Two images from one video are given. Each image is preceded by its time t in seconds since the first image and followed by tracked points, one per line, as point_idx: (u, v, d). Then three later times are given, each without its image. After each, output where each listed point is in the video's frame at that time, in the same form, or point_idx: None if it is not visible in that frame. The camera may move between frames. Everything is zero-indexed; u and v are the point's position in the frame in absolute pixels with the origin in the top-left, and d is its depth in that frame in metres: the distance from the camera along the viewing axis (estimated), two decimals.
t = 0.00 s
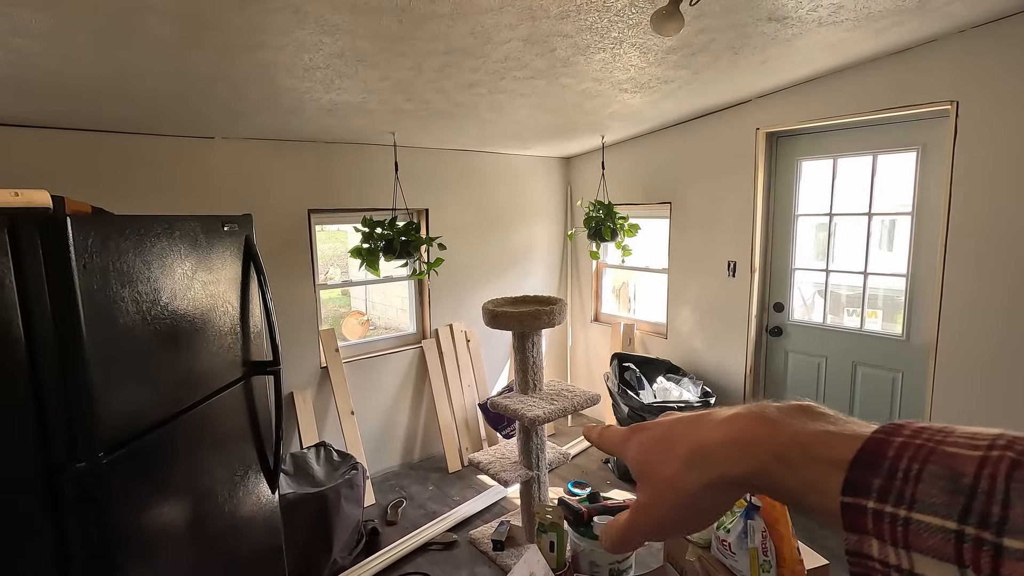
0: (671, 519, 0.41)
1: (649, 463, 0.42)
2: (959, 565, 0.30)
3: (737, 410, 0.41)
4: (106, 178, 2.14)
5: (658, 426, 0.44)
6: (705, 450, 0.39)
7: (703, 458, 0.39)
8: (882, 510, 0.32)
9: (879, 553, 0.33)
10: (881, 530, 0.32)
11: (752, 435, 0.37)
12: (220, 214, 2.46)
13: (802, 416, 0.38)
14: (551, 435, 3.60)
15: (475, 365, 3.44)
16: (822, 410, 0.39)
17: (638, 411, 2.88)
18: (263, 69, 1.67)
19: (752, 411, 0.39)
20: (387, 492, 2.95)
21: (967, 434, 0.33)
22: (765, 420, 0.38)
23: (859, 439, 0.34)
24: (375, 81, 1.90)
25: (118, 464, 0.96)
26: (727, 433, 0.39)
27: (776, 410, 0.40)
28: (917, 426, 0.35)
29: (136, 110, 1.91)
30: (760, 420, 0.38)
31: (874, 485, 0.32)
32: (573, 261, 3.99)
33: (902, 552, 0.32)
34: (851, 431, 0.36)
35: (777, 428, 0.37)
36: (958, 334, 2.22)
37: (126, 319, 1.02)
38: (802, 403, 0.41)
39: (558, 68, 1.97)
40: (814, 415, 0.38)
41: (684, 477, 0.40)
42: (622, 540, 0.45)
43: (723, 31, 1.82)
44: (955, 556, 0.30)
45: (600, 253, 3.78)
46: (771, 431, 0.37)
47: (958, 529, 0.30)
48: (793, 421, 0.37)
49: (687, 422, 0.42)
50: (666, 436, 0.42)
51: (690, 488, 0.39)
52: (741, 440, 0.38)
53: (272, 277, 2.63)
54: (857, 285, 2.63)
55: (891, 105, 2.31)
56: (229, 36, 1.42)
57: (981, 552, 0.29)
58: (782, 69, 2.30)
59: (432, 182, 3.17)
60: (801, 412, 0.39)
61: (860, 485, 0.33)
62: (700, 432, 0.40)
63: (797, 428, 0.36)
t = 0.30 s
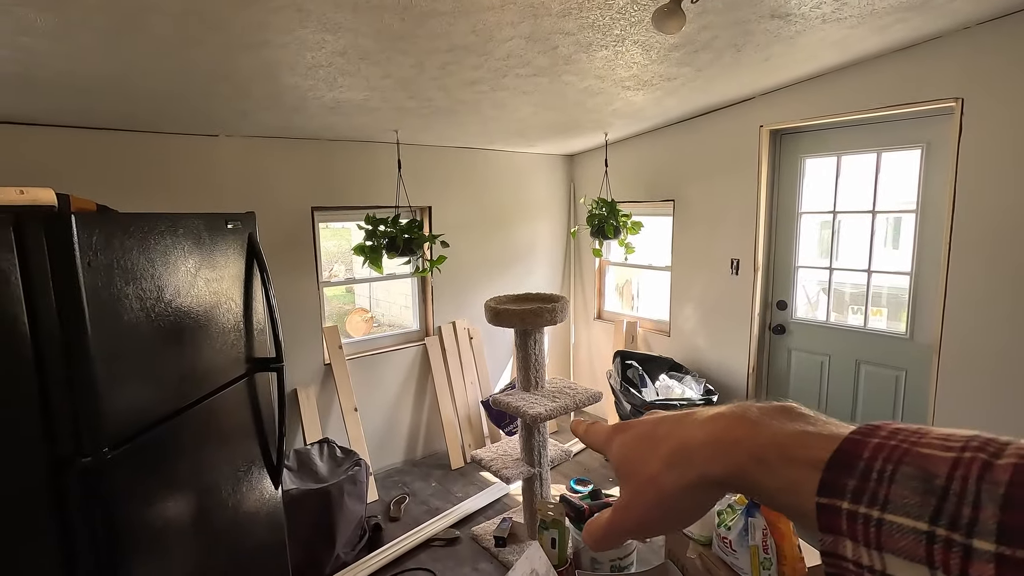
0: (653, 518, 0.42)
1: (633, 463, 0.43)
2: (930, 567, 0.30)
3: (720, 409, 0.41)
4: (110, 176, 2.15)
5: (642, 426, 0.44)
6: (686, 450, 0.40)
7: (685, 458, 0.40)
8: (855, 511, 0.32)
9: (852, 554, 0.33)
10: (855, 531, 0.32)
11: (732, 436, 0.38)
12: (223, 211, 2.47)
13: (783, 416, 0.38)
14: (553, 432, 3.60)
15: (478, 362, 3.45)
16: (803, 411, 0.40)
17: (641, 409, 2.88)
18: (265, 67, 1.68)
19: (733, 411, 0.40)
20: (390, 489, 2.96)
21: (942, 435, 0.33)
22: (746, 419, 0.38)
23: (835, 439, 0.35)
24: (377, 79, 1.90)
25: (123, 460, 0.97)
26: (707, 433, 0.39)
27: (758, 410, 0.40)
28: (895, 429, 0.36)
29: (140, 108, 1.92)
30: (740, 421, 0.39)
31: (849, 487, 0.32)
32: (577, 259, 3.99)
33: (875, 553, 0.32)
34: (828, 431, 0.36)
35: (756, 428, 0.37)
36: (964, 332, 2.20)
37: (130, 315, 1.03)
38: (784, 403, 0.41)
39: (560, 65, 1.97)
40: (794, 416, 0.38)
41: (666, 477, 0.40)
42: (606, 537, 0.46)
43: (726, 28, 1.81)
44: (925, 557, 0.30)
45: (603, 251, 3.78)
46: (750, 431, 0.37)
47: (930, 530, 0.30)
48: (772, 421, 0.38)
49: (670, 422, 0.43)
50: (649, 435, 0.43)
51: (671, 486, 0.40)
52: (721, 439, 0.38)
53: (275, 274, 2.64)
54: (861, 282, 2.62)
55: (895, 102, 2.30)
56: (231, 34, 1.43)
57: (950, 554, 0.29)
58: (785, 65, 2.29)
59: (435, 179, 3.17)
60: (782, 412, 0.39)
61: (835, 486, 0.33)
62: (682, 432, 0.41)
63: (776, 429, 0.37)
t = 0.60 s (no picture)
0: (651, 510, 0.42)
1: (633, 453, 0.42)
2: (936, 564, 0.30)
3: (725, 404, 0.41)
4: (116, 174, 2.16)
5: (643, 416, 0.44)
6: (691, 442, 0.39)
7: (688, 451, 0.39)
8: (863, 508, 0.32)
9: (859, 552, 0.33)
10: (863, 529, 0.32)
11: (739, 432, 0.38)
12: (227, 209, 2.48)
13: (789, 413, 0.38)
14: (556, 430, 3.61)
15: (481, 360, 3.46)
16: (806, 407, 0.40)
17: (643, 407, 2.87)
18: (268, 65, 1.68)
19: (740, 407, 0.40)
20: (393, 485, 2.97)
21: (950, 433, 0.34)
22: (753, 416, 0.38)
23: (842, 436, 0.35)
24: (380, 76, 1.90)
25: (126, 455, 0.98)
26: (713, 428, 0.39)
27: (764, 405, 0.40)
28: (900, 425, 0.36)
29: (144, 106, 1.93)
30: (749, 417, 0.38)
31: (857, 484, 0.32)
32: (580, 257, 3.99)
33: (882, 550, 0.32)
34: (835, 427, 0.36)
35: (763, 424, 0.37)
36: (968, 331, 2.19)
37: (134, 312, 1.03)
38: (787, 399, 0.42)
39: (563, 62, 1.96)
40: (799, 413, 0.38)
41: (667, 470, 0.40)
42: (603, 524, 0.45)
43: (730, 25, 1.80)
44: (932, 553, 0.30)
45: (606, 249, 3.77)
46: (756, 427, 0.37)
47: (938, 527, 0.30)
48: (778, 417, 0.38)
49: (673, 412, 0.42)
50: (652, 427, 0.42)
51: (670, 480, 0.40)
52: (725, 433, 0.38)
53: (279, 272, 2.65)
54: (866, 280, 2.61)
55: (900, 100, 2.29)
56: (234, 32, 1.43)
57: (959, 551, 0.29)
58: (789, 62, 2.28)
59: (438, 177, 3.17)
60: (787, 408, 0.39)
61: (842, 482, 0.33)
62: (685, 425, 0.40)
63: (784, 426, 0.37)
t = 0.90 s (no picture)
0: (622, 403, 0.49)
1: (628, 355, 0.48)
2: (955, 508, 0.35)
3: (737, 342, 0.45)
4: (120, 172, 2.17)
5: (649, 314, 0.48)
6: (694, 367, 0.44)
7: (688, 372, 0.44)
8: (881, 456, 0.37)
9: (873, 498, 0.38)
10: (884, 477, 0.37)
11: (748, 375, 0.42)
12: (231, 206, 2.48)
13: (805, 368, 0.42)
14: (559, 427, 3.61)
15: (484, 357, 3.46)
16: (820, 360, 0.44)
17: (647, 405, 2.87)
18: (271, 61, 1.68)
19: (756, 355, 0.43)
20: (396, 482, 2.98)
21: (972, 380, 0.38)
22: (771, 367, 0.42)
23: (862, 385, 0.39)
24: (384, 73, 1.90)
25: (129, 453, 0.97)
26: (724, 365, 0.43)
27: (778, 353, 0.43)
28: (916, 370, 0.40)
29: (148, 103, 1.93)
30: (771, 365, 0.42)
31: (875, 431, 0.37)
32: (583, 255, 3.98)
33: (901, 497, 0.37)
34: (851, 375, 0.41)
35: (777, 372, 0.41)
36: (975, 332, 2.18)
37: (137, 309, 1.03)
38: (790, 347, 0.46)
39: (566, 59, 1.95)
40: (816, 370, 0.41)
41: (662, 382, 0.45)
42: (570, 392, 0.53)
43: (735, 21, 1.79)
44: (952, 499, 0.35)
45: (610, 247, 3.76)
46: (770, 375, 0.41)
47: (957, 474, 0.35)
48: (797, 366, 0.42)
49: (678, 329, 0.46)
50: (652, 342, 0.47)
51: (663, 395, 0.46)
52: (735, 372, 0.42)
53: (282, 269, 2.65)
54: (871, 279, 2.59)
55: (907, 97, 2.27)
56: (237, 29, 1.43)
57: (982, 500, 0.34)
58: (795, 59, 2.27)
59: (442, 174, 3.17)
60: (800, 356, 0.44)
61: (860, 431, 0.37)
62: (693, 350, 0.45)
63: (797, 377, 0.40)
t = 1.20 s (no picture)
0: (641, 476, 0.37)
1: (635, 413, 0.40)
2: (977, 542, 0.31)
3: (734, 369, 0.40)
4: (125, 170, 2.17)
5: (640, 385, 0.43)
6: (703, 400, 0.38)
7: (691, 409, 0.37)
8: (898, 482, 0.33)
9: (890, 524, 0.34)
10: (901, 504, 0.33)
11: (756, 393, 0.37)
12: (235, 204, 2.49)
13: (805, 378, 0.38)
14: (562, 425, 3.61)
15: (486, 355, 3.46)
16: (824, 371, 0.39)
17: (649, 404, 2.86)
18: (273, 59, 1.68)
19: (757, 371, 0.39)
20: (399, 480, 2.99)
21: (991, 404, 0.34)
22: (772, 379, 0.38)
23: (875, 403, 0.35)
24: (386, 71, 1.89)
25: (133, 450, 0.98)
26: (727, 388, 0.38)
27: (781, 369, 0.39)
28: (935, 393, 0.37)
29: (152, 101, 1.93)
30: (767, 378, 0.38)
31: (892, 455, 0.33)
32: (586, 252, 3.98)
33: (919, 525, 0.33)
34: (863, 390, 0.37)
35: (782, 388, 0.37)
36: (982, 331, 2.16)
37: (140, 308, 1.03)
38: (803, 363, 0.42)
39: (570, 56, 1.94)
40: (816, 375, 0.38)
41: (676, 432, 0.37)
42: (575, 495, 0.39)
43: (740, 18, 1.77)
44: (973, 530, 0.31)
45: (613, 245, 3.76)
46: (776, 392, 0.37)
47: (979, 504, 0.31)
48: (798, 381, 0.37)
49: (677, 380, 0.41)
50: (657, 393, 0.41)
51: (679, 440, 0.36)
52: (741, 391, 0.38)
53: (285, 266, 2.66)
54: (877, 276, 2.57)
55: (914, 95, 2.25)
56: (240, 27, 1.42)
57: (1005, 531, 0.30)
58: (800, 56, 2.25)
59: (445, 172, 3.17)
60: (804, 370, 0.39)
61: (876, 455, 0.33)
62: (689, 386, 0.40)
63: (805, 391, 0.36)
